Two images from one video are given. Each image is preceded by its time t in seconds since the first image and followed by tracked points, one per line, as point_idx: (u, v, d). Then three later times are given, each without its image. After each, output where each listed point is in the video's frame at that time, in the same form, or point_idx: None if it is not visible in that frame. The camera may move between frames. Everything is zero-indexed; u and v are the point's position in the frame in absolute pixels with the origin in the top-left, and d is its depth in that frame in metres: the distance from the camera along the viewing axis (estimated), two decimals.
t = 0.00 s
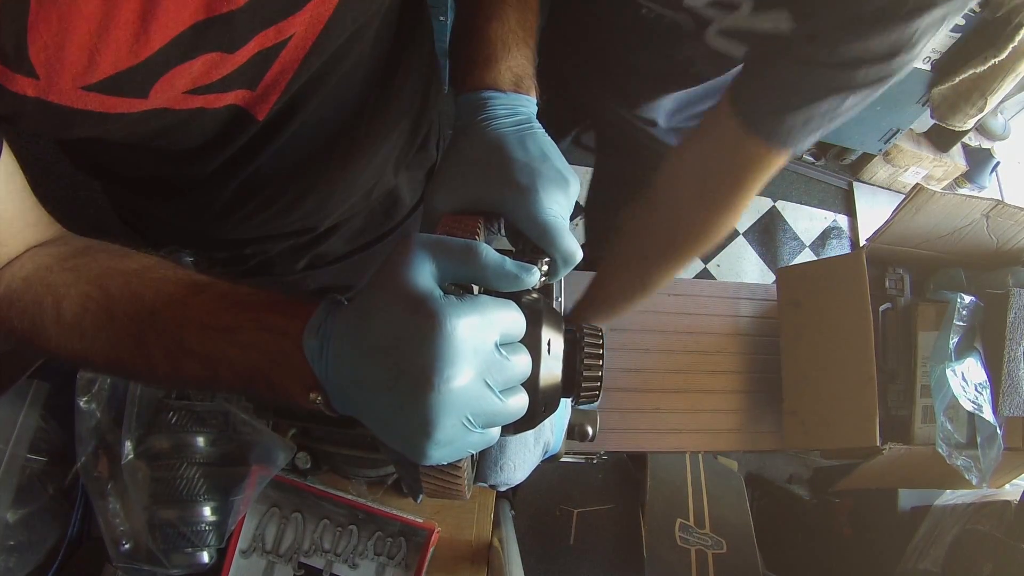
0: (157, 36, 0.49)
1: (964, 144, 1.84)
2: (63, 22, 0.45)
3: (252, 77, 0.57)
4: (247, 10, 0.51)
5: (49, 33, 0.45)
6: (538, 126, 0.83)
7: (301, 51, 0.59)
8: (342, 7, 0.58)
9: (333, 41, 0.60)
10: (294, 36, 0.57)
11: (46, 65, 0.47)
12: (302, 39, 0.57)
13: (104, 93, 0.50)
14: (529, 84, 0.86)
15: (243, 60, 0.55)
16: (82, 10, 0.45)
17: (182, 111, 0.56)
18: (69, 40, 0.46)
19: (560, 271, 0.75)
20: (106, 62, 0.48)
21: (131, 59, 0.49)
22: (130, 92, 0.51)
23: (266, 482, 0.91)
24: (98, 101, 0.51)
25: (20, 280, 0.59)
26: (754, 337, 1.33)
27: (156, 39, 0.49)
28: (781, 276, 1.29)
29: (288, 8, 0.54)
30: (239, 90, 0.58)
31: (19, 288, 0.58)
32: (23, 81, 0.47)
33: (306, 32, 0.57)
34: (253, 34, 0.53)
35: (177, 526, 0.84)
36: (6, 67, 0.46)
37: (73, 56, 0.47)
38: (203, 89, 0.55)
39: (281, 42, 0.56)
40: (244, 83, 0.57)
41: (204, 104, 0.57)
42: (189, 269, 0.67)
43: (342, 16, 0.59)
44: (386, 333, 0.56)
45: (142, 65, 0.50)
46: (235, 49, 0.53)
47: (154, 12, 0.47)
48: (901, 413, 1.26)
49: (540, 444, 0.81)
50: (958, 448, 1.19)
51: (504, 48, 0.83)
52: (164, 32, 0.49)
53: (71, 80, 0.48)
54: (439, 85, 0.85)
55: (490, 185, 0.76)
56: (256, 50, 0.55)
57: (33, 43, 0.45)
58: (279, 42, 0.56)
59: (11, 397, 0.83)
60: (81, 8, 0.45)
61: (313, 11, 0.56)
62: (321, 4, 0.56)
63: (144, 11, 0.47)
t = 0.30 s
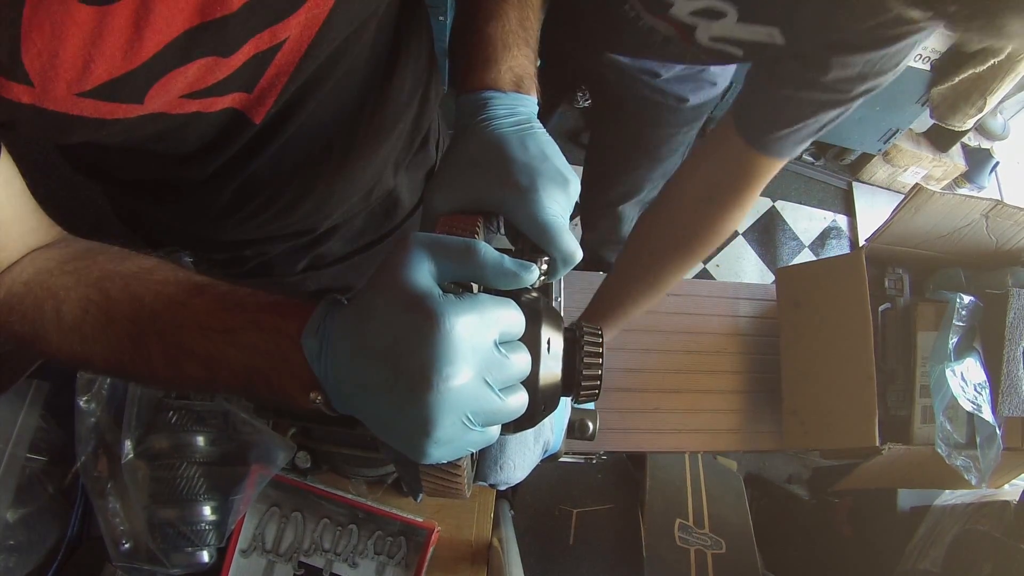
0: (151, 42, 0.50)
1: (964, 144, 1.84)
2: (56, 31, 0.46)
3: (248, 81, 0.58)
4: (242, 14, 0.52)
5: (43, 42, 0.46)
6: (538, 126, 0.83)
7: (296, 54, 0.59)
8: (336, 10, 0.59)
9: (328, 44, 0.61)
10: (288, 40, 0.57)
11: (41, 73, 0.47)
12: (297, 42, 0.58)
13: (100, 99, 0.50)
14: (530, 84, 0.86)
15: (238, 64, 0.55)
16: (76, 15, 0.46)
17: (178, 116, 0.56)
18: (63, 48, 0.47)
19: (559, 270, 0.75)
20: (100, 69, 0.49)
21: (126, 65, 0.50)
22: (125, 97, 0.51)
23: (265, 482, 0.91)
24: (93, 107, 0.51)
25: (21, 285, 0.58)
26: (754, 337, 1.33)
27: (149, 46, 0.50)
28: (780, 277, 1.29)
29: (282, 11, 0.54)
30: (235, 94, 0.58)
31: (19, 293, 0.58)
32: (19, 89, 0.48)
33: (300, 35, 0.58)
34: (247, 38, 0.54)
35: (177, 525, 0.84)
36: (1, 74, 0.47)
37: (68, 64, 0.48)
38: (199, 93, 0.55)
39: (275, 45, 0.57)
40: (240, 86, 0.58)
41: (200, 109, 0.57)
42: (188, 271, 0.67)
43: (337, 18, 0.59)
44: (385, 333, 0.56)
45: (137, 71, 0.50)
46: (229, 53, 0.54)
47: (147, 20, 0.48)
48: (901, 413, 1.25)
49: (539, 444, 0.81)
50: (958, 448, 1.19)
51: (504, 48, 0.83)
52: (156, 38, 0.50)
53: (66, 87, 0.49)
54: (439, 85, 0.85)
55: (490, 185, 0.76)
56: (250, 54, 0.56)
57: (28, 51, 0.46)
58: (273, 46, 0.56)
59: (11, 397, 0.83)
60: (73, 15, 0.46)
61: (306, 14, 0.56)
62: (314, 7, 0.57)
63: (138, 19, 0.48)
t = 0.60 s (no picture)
0: (148, 46, 0.50)
1: (964, 144, 1.84)
2: (53, 35, 0.46)
3: (246, 83, 0.58)
4: (238, 17, 0.52)
5: (39, 45, 0.46)
6: (536, 126, 0.83)
7: (294, 57, 0.59)
8: (334, 11, 0.59)
9: (327, 46, 0.60)
10: (287, 42, 0.57)
11: (38, 76, 0.48)
12: (296, 45, 0.58)
13: (97, 103, 0.50)
14: (529, 85, 0.86)
15: (237, 67, 0.55)
16: (72, 19, 0.46)
17: (176, 118, 0.56)
18: (60, 51, 0.47)
19: (558, 269, 0.75)
20: (98, 73, 0.49)
21: (123, 68, 0.50)
22: (123, 100, 0.51)
23: (264, 482, 0.90)
24: (91, 110, 0.51)
25: (19, 287, 0.58)
26: (753, 337, 1.34)
27: (146, 49, 0.50)
28: (779, 277, 1.29)
29: (279, 14, 0.54)
30: (233, 97, 0.58)
31: (18, 295, 0.58)
32: (16, 93, 0.48)
33: (298, 38, 0.58)
34: (244, 41, 0.54)
35: (176, 525, 0.84)
36: None
37: (64, 68, 0.48)
38: (197, 96, 0.55)
39: (274, 48, 0.57)
40: (237, 89, 0.58)
41: (199, 111, 0.57)
42: (187, 272, 0.67)
43: (334, 21, 0.59)
44: (384, 334, 0.56)
45: (134, 74, 0.51)
46: (227, 56, 0.54)
47: (144, 24, 0.49)
48: (900, 413, 1.25)
49: (539, 443, 0.81)
50: (958, 448, 1.19)
51: (503, 49, 0.83)
52: (154, 42, 0.50)
53: (64, 90, 0.49)
54: (438, 86, 0.85)
55: (490, 185, 0.76)
56: (249, 57, 0.56)
57: (24, 54, 0.46)
58: (271, 49, 0.56)
59: (10, 396, 0.83)
60: (70, 18, 0.46)
61: (305, 17, 0.56)
62: (312, 10, 0.57)
63: (134, 23, 0.49)
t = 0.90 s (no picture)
0: (148, 46, 0.50)
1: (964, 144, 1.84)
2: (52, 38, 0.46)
3: (246, 84, 0.58)
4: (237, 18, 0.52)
5: (38, 47, 0.46)
6: (536, 126, 0.83)
7: (293, 58, 0.59)
8: (334, 11, 0.59)
9: (326, 46, 0.60)
10: (286, 43, 0.57)
11: (38, 77, 0.47)
12: (295, 46, 0.58)
13: (96, 104, 0.50)
14: (529, 85, 0.86)
15: (235, 69, 0.55)
16: (73, 20, 0.46)
17: (176, 119, 0.56)
18: (59, 54, 0.47)
19: (559, 269, 0.75)
20: (97, 74, 0.49)
21: (122, 69, 0.50)
22: (122, 102, 0.51)
23: (263, 482, 0.90)
24: (91, 111, 0.50)
25: (19, 287, 0.58)
26: (753, 338, 1.34)
27: (145, 50, 0.50)
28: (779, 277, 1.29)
29: (278, 15, 0.54)
30: (233, 97, 0.58)
31: (19, 294, 0.58)
32: (15, 94, 0.48)
33: (298, 39, 0.58)
34: (244, 43, 0.54)
35: (176, 525, 0.84)
36: None
37: (64, 69, 0.48)
38: (195, 98, 0.55)
39: (273, 49, 0.57)
40: (237, 90, 0.58)
41: (198, 112, 0.57)
42: (187, 271, 0.67)
43: (333, 21, 0.59)
44: (384, 333, 0.56)
45: (133, 76, 0.50)
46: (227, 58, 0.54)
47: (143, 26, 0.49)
48: (901, 413, 1.24)
49: (539, 443, 0.81)
50: (957, 448, 1.19)
51: (503, 49, 0.83)
52: (154, 43, 0.50)
53: (63, 92, 0.49)
54: (437, 87, 0.85)
55: (490, 185, 0.76)
56: (248, 58, 0.55)
57: (23, 57, 0.46)
58: (271, 50, 0.56)
59: (10, 396, 0.83)
60: (69, 20, 0.46)
61: (304, 19, 0.56)
62: (311, 12, 0.57)
63: (133, 24, 0.49)
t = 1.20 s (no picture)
0: (146, 47, 0.49)
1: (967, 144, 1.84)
2: (51, 39, 0.45)
3: (245, 85, 0.57)
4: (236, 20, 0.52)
5: (36, 49, 0.45)
6: (536, 127, 0.83)
7: (294, 58, 0.59)
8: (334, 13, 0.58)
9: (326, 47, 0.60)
10: (285, 44, 0.57)
11: (36, 79, 0.47)
12: (294, 47, 0.58)
13: (96, 104, 0.50)
14: (530, 86, 0.86)
15: (234, 71, 0.55)
16: (70, 24, 0.45)
17: (173, 120, 0.56)
18: (58, 54, 0.46)
19: (558, 269, 0.74)
20: (96, 75, 0.49)
21: (121, 70, 0.50)
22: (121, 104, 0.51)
23: (263, 482, 0.90)
24: (91, 112, 0.51)
25: (19, 287, 0.58)
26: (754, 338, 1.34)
27: (145, 52, 0.49)
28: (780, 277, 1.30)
29: (278, 16, 0.54)
30: (233, 98, 0.58)
31: (18, 296, 0.58)
32: (16, 96, 0.48)
33: (297, 40, 0.58)
34: (244, 44, 0.54)
35: (176, 525, 0.84)
36: None
37: (62, 70, 0.47)
38: (194, 99, 0.55)
39: (273, 50, 0.57)
40: (236, 91, 0.57)
41: (198, 112, 0.57)
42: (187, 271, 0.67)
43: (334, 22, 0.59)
44: (386, 334, 0.56)
45: (131, 78, 0.50)
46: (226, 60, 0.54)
47: (141, 26, 0.48)
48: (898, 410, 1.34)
49: (539, 444, 0.81)
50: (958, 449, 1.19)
51: (504, 49, 0.82)
52: (152, 44, 0.49)
53: (62, 94, 0.49)
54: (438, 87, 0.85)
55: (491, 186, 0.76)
56: (248, 59, 0.55)
57: (21, 58, 0.46)
58: (270, 51, 0.56)
59: (10, 396, 0.83)
60: (69, 22, 0.45)
61: (304, 20, 0.56)
62: (312, 13, 0.56)
63: (132, 24, 0.48)
